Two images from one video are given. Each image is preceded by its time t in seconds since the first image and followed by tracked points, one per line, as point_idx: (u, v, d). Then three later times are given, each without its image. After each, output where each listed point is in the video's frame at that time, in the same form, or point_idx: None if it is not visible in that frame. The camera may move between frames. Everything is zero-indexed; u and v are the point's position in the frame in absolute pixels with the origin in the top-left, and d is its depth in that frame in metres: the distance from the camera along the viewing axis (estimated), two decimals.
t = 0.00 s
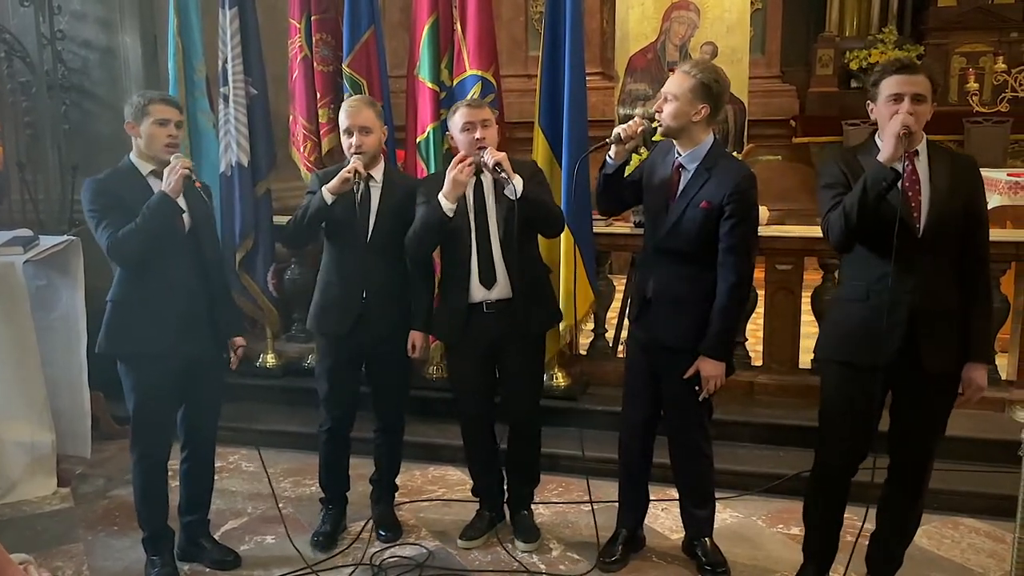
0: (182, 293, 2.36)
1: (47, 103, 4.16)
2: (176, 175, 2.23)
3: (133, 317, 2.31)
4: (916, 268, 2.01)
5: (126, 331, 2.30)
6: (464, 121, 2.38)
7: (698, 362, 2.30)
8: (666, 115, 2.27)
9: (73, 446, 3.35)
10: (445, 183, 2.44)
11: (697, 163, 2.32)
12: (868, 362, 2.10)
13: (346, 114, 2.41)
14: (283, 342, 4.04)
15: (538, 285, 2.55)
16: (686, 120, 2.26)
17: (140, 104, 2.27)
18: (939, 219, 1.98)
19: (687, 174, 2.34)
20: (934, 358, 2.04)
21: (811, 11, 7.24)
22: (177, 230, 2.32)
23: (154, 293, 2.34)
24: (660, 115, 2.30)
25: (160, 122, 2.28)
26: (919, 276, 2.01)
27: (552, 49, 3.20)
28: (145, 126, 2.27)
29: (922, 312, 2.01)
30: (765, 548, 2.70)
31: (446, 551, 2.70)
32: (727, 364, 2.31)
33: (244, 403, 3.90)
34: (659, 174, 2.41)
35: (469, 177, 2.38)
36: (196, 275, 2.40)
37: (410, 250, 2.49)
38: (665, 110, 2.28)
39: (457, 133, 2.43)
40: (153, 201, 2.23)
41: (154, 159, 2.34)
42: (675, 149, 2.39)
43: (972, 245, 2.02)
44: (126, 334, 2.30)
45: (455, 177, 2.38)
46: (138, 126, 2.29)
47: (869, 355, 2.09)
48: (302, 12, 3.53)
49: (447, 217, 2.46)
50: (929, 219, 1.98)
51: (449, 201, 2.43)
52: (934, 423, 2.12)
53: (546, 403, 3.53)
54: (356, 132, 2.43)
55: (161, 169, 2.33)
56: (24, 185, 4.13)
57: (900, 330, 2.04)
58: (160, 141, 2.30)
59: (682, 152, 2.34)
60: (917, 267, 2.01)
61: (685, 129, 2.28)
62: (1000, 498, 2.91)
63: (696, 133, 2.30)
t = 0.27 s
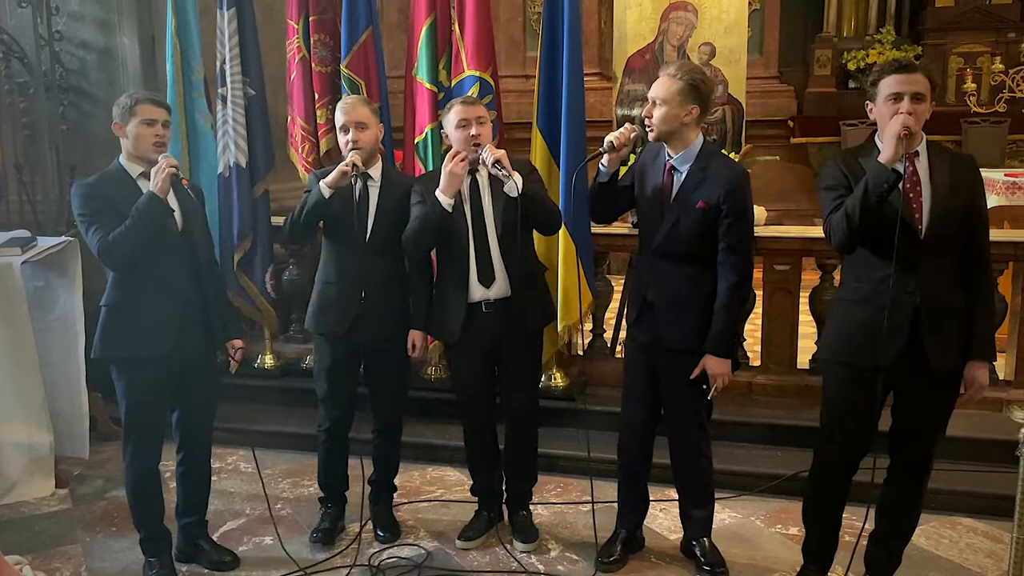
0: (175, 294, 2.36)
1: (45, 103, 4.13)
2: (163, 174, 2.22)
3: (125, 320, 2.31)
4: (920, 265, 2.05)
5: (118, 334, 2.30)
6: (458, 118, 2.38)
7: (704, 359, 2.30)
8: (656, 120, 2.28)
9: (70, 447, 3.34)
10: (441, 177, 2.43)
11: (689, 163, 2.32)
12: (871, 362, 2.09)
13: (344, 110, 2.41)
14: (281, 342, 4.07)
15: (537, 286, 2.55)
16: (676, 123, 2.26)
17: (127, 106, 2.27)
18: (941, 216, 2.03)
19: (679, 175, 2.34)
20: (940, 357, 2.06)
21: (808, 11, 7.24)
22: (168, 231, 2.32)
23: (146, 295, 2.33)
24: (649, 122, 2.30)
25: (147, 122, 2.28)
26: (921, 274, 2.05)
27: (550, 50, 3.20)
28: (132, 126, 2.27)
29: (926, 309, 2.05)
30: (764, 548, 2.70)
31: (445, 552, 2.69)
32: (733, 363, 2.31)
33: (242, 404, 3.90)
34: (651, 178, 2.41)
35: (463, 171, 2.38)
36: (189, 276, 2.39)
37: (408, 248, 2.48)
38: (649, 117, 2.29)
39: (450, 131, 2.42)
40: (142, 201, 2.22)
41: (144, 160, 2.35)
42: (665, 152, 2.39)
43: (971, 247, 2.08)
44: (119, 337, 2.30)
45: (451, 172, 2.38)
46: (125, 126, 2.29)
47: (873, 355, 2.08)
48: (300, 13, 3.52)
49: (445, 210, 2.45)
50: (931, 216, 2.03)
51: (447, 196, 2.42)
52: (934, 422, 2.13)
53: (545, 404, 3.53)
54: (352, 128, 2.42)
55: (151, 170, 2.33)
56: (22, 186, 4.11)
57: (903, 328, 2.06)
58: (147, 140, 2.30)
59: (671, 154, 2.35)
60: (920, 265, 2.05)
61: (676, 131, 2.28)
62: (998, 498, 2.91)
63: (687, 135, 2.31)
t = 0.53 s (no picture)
0: (170, 294, 2.36)
1: (43, 103, 4.12)
2: (155, 171, 2.21)
3: (121, 320, 2.30)
4: (918, 264, 2.05)
5: (114, 334, 2.29)
6: (455, 122, 2.38)
7: (703, 356, 2.30)
8: (645, 122, 2.27)
9: (69, 448, 3.34)
10: (438, 182, 2.44)
11: (680, 164, 2.34)
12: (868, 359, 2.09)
13: (341, 112, 2.41)
14: (280, 343, 4.07)
15: (535, 287, 2.56)
16: (666, 124, 2.26)
17: (122, 105, 2.27)
18: (939, 215, 2.04)
19: (670, 176, 2.35)
20: (939, 354, 2.06)
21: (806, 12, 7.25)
22: (162, 230, 2.31)
23: (142, 295, 2.33)
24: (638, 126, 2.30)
25: (141, 121, 2.28)
26: (922, 271, 2.06)
27: (549, 50, 3.21)
28: (126, 125, 2.27)
29: (924, 308, 2.06)
30: (763, 549, 2.71)
31: (444, 553, 2.70)
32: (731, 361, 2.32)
33: (241, 405, 3.90)
34: (642, 180, 2.40)
35: (461, 175, 2.40)
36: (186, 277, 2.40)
37: (403, 252, 2.48)
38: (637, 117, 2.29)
39: (447, 134, 2.42)
40: (135, 199, 2.21)
41: (138, 160, 2.35)
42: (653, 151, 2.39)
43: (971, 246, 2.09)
44: (114, 337, 2.29)
45: (448, 176, 2.39)
46: (119, 126, 2.29)
47: (872, 352, 2.08)
48: (298, 13, 3.52)
49: (443, 217, 2.45)
50: (929, 215, 2.04)
51: (445, 202, 2.43)
52: (931, 422, 2.13)
53: (544, 404, 3.53)
54: (349, 130, 2.43)
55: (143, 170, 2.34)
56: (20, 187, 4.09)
57: (900, 327, 2.06)
58: (140, 140, 2.30)
59: (660, 154, 2.36)
60: (918, 264, 2.05)
61: (666, 133, 2.29)
62: (997, 498, 2.91)
63: (676, 135, 2.32)
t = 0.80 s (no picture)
0: (170, 295, 2.36)
1: (41, 104, 4.11)
2: (158, 172, 2.22)
3: (121, 321, 2.30)
4: (914, 265, 2.06)
5: (114, 335, 2.29)
6: (456, 122, 2.38)
7: (697, 351, 2.31)
8: (636, 124, 2.26)
9: (67, 449, 3.34)
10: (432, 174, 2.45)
11: (668, 165, 2.34)
12: (865, 359, 2.09)
13: (339, 114, 2.41)
14: (278, 344, 4.07)
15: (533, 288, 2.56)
16: (656, 126, 2.27)
17: (122, 105, 2.27)
18: (937, 216, 2.04)
19: (659, 178, 2.35)
20: (937, 354, 2.06)
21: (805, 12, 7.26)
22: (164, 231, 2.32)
23: (143, 296, 2.33)
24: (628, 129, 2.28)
25: (142, 121, 2.28)
26: (919, 272, 2.06)
27: (548, 51, 3.21)
28: (127, 126, 2.27)
29: (921, 308, 2.06)
30: (762, 549, 2.71)
31: (442, 554, 2.69)
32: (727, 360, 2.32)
33: (239, 406, 3.90)
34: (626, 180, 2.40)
35: (454, 168, 2.42)
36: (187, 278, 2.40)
37: (398, 250, 2.46)
38: (625, 118, 2.27)
39: (447, 135, 2.42)
40: (138, 199, 2.22)
41: (138, 161, 2.35)
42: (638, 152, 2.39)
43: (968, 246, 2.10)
44: (114, 338, 2.29)
45: (441, 169, 2.41)
46: (119, 127, 2.29)
47: (869, 352, 2.09)
48: (297, 14, 3.52)
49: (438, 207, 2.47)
50: (926, 216, 2.04)
51: (437, 193, 2.44)
52: (929, 423, 2.13)
53: (543, 404, 3.53)
54: (347, 131, 2.42)
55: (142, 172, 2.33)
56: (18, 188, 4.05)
57: (898, 327, 2.06)
58: (141, 140, 2.30)
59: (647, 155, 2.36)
60: (915, 264, 2.06)
61: (655, 134, 2.29)
62: (996, 499, 2.91)
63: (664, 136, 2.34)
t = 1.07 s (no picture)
0: (175, 297, 2.37)
1: (41, 105, 4.12)
2: (168, 174, 2.22)
3: (127, 321, 2.30)
4: (907, 267, 2.06)
5: (119, 336, 2.30)
6: (457, 119, 2.38)
7: (699, 346, 2.33)
8: (627, 123, 2.26)
9: (67, 449, 3.34)
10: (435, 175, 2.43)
11: (656, 164, 2.36)
12: (860, 360, 2.09)
13: (336, 113, 2.42)
14: (278, 345, 4.07)
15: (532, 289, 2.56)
16: (647, 125, 2.28)
17: (129, 106, 2.27)
18: (927, 217, 2.04)
19: (648, 177, 2.36)
20: (929, 356, 2.07)
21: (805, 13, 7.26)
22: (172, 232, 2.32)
23: (150, 297, 2.34)
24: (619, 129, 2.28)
25: (150, 121, 2.28)
26: (911, 274, 2.06)
27: (547, 51, 3.21)
28: (136, 125, 2.27)
29: (913, 310, 2.06)
30: (761, 550, 2.71)
31: (442, 554, 2.70)
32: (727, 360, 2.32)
33: (239, 407, 3.90)
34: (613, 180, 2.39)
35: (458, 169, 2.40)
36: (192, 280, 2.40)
37: (400, 249, 2.46)
38: (617, 118, 2.26)
39: (449, 132, 2.43)
40: (149, 200, 2.22)
41: (144, 162, 2.35)
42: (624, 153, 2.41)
43: (961, 245, 2.09)
44: (120, 338, 2.29)
45: (444, 169, 2.39)
46: (127, 127, 2.28)
47: (864, 353, 2.09)
48: (296, 15, 3.52)
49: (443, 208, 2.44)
50: (918, 217, 2.04)
51: (442, 195, 2.42)
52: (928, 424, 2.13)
53: (542, 405, 3.54)
54: (344, 130, 2.43)
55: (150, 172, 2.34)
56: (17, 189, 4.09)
57: (891, 329, 2.07)
58: (150, 139, 2.30)
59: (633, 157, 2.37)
60: (907, 266, 2.06)
61: (643, 134, 2.30)
62: (995, 499, 2.91)
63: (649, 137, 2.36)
